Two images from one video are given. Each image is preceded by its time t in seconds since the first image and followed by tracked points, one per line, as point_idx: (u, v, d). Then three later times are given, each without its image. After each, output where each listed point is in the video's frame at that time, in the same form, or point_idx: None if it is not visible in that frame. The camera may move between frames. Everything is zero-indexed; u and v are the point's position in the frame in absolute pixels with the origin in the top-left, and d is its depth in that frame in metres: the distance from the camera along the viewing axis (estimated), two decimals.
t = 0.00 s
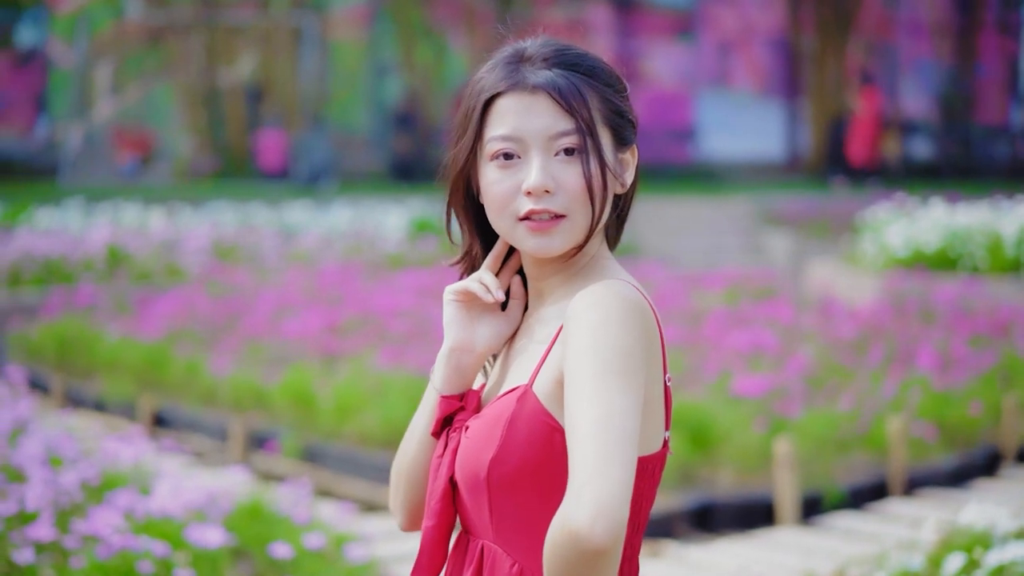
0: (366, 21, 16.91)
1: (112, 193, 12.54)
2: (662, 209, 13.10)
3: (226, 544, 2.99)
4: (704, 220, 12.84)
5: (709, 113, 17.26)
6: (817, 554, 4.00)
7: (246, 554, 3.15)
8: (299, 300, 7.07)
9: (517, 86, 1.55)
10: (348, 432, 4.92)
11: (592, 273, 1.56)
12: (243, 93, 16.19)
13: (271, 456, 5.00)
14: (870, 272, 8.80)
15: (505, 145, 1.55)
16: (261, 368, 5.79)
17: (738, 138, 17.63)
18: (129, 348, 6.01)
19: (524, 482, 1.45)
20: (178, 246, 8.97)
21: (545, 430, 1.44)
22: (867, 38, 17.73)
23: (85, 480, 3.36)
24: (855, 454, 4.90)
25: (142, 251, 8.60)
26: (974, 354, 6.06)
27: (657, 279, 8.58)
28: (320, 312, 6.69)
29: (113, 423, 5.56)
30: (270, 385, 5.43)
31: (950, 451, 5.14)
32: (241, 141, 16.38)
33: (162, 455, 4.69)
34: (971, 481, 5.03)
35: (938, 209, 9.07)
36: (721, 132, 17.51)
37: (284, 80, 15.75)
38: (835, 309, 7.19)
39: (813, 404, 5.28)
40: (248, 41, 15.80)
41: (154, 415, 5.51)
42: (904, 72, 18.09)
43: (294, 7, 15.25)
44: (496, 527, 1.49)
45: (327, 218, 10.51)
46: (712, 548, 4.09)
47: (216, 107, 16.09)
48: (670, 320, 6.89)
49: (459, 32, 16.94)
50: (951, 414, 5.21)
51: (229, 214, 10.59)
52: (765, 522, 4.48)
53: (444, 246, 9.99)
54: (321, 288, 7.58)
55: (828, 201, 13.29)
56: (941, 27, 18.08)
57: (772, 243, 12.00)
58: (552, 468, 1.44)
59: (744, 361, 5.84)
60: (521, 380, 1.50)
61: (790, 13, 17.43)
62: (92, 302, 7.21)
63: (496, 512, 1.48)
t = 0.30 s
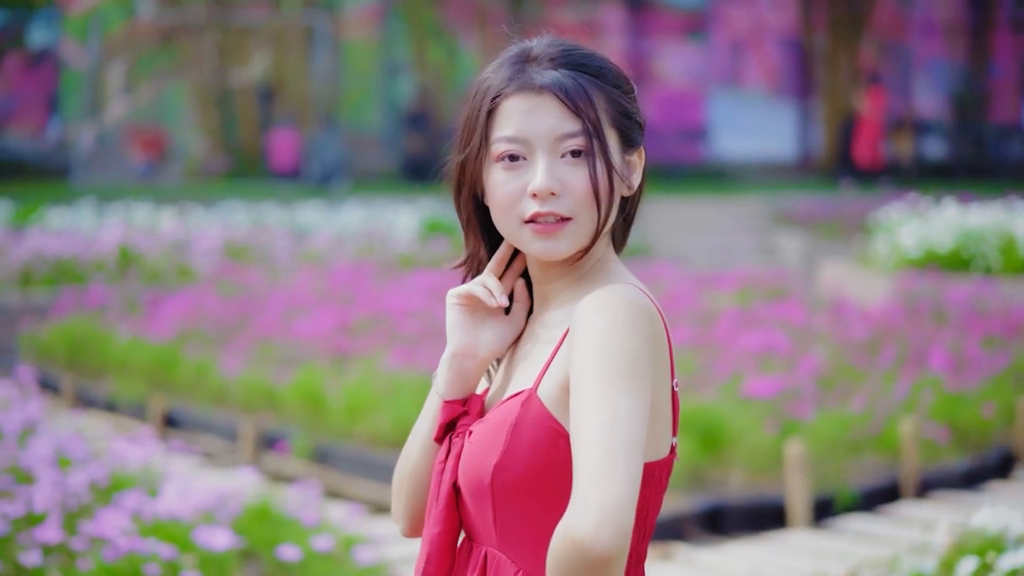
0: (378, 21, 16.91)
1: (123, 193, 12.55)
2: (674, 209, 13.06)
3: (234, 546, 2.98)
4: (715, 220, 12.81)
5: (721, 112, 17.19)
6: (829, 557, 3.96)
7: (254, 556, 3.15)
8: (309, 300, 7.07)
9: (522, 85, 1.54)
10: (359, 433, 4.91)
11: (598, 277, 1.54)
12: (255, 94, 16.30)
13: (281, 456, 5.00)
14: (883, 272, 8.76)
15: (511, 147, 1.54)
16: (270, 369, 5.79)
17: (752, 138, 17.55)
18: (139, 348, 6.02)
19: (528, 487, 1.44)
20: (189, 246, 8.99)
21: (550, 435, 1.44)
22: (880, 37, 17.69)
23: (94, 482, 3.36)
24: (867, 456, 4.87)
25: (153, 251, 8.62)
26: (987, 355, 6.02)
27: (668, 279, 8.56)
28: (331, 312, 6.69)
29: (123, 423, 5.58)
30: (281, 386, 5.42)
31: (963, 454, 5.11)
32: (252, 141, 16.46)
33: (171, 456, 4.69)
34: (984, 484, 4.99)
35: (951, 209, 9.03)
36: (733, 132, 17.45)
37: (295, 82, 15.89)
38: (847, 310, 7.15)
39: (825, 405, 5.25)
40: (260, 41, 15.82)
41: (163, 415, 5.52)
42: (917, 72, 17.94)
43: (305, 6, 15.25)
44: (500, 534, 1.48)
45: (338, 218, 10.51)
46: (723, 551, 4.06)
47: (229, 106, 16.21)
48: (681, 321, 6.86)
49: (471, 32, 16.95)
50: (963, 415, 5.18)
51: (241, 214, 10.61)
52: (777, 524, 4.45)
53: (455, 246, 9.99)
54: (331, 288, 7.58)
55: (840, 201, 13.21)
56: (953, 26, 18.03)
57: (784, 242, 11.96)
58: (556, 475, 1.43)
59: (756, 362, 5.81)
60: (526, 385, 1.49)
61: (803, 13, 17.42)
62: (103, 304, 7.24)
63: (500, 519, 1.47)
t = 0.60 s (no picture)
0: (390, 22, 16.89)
1: (135, 193, 12.55)
2: (687, 209, 13.02)
3: (243, 548, 2.98)
4: (728, 220, 12.78)
5: (734, 112, 17.14)
6: (842, 559, 3.93)
7: (264, 557, 3.16)
8: (321, 300, 7.06)
9: (532, 85, 1.53)
10: (369, 434, 4.91)
11: (607, 279, 1.54)
12: (266, 94, 16.41)
13: (291, 456, 5.01)
14: (897, 272, 8.72)
15: (520, 146, 1.53)
16: (282, 369, 5.79)
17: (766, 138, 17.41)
18: (150, 349, 6.02)
19: (536, 493, 1.43)
20: (201, 246, 9.00)
21: (559, 438, 1.42)
22: (894, 36, 17.58)
23: (103, 484, 3.37)
24: (881, 458, 4.84)
25: (165, 252, 8.64)
26: (1000, 357, 5.98)
27: (681, 280, 8.52)
28: (342, 312, 6.68)
29: (134, 423, 5.60)
30: (291, 387, 5.42)
31: (976, 456, 5.07)
32: (265, 141, 16.54)
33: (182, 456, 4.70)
34: (996, 486, 4.97)
35: (965, 209, 8.99)
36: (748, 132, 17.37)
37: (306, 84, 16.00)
38: (860, 311, 7.11)
39: (837, 406, 5.22)
40: (272, 40, 15.80)
41: (175, 416, 5.54)
42: (930, 72, 17.86)
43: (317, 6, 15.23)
44: (508, 539, 1.47)
45: (350, 219, 10.50)
46: (735, 553, 4.03)
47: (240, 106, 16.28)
48: (694, 321, 6.83)
49: (483, 32, 16.91)
50: (976, 417, 5.14)
51: (253, 214, 10.61)
52: (789, 526, 4.43)
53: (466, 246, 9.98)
54: (342, 288, 7.57)
55: (853, 201, 13.11)
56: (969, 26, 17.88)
57: (797, 243, 11.93)
58: (564, 479, 1.42)
59: (768, 363, 5.78)
60: (533, 389, 1.48)
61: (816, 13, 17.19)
62: (115, 304, 7.27)
63: (508, 525, 1.46)
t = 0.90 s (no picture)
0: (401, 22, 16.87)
1: (146, 193, 12.56)
2: (698, 209, 12.97)
3: (250, 549, 2.97)
4: (740, 220, 12.76)
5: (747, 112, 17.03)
6: (854, 561, 3.90)
7: (272, 558, 3.16)
8: (331, 300, 7.05)
9: (545, 83, 1.52)
10: (379, 434, 4.89)
11: (615, 281, 1.54)
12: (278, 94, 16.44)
13: (301, 456, 5.01)
14: (909, 272, 8.68)
15: (532, 145, 1.52)
16: (292, 369, 5.79)
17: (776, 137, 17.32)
18: (160, 349, 6.03)
19: (549, 497, 1.43)
20: (212, 246, 9.01)
21: (572, 442, 1.42)
22: (907, 36, 17.49)
23: (112, 484, 3.37)
24: (893, 459, 4.80)
25: (175, 252, 8.65)
26: (1013, 358, 5.94)
27: (692, 280, 8.48)
28: (352, 312, 6.67)
29: (144, 423, 5.62)
30: (301, 387, 5.41)
31: (989, 457, 5.03)
32: (276, 141, 16.54)
33: (191, 456, 4.70)
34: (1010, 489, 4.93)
35: (978, 209, 8.94)
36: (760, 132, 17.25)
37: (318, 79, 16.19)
38: (872, 312, 7.07)
39: (849, 407, 5.20)
40: (282, 40, 15.80)
41: (184, 416, 5.55)
42: (943, 72, 17.79)
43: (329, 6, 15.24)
44: (520, 546, 1.47)
45: (361, 219, 10.49)
46: (747, 555, 4.01)
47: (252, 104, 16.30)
48: (705, 322, 6.79)
49: (495, 31, 16.90)
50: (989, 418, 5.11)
51: (264, 214, 10.61)
52: (800, 528, 4.41)
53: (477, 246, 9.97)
54: (352, 288, 7.57)
55: (865, 200, 13.02)
56: (980, 24, 17.87)
57: (809, 243, 11.89)
58: (575, 485, 1.42)
59: (779, 364, 5.74)
60: (544, 393, 1.47)
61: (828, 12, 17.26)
62: (125, 304, 7.28)
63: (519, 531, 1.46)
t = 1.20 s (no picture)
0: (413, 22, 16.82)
1: (159, 193, 12.58)
2: (710, 209, 12.95)
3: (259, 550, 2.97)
4: (752, 218, 12.74)
5: (760, 111, 16.96)
6: (866, 562, 3.88)
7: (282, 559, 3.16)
8: (343, 300, 7.05)
9: (559, 81, 1.55)
10: (389, 435, 4.88)
11: (625, 281, 1.56)
12: (291, 94, 16.46)
13: (312, 457, 5.01)
14: (923, 273, 8.65)
15: (545, 143, 1.55)
16: (304, 369, 5.80)
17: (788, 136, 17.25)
18: (172, 349, 6.04)
19: (564, 504, 1.44)
20: (224, 246, 9.02)
21: (585, 444, 1.44)
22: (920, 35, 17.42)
23: (122, 484, 3.39)
24: (907, 460, 4.77)
25: (187, 252, 8.67)
26: None
27: (704, 281, 8.46)
28: (364, 312, 6.67)
29: (155, 423, 5.65)
30: (312, 387, 5.40)
31: (1002, 458, 5.01)
32: (288, 141, 16.56)
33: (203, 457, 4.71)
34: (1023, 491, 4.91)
35: (992, 210, 8.89)
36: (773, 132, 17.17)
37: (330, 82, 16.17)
38: (886, 312, 7.03)
39: (862, 408, 5.17)
40: (295, 40, 15.81)
41: (196, 416, 5.57)
42: (957, 72, 17.72)
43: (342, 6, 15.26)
44: (533, 552, 1.48)
45: (373, 219, 10.50)
46: (758, 556, 3.99)
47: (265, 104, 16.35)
48: (717, 323, 6.77)
49: (507, 31, 16.90)
50: (1002, 421, 5.09)
51: (276, 214, 10.63)
52: (812, 530, 4.39)
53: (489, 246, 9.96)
54: (364, 288, 7.56)
55: (877, 200, 12.96)
56: (994, 24, 17.78)
57: (822, 244, 11.84)
58: (589, 490, 1.44)
59: (792, 365, 5.72)
60: (554, 397, 1.49)
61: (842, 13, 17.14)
62: (136, 305, 7.30)
63: (533, 536, 1.47)
